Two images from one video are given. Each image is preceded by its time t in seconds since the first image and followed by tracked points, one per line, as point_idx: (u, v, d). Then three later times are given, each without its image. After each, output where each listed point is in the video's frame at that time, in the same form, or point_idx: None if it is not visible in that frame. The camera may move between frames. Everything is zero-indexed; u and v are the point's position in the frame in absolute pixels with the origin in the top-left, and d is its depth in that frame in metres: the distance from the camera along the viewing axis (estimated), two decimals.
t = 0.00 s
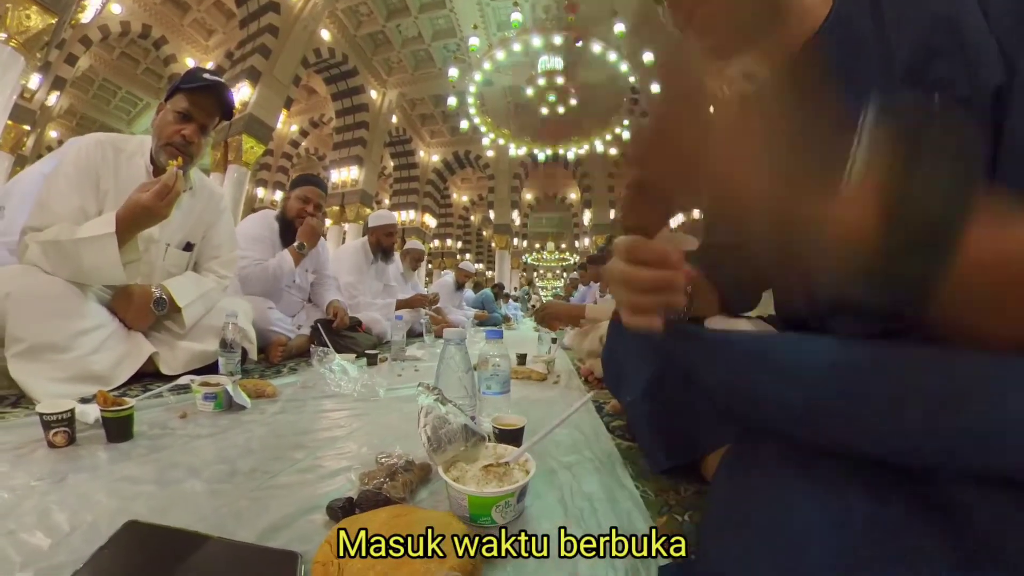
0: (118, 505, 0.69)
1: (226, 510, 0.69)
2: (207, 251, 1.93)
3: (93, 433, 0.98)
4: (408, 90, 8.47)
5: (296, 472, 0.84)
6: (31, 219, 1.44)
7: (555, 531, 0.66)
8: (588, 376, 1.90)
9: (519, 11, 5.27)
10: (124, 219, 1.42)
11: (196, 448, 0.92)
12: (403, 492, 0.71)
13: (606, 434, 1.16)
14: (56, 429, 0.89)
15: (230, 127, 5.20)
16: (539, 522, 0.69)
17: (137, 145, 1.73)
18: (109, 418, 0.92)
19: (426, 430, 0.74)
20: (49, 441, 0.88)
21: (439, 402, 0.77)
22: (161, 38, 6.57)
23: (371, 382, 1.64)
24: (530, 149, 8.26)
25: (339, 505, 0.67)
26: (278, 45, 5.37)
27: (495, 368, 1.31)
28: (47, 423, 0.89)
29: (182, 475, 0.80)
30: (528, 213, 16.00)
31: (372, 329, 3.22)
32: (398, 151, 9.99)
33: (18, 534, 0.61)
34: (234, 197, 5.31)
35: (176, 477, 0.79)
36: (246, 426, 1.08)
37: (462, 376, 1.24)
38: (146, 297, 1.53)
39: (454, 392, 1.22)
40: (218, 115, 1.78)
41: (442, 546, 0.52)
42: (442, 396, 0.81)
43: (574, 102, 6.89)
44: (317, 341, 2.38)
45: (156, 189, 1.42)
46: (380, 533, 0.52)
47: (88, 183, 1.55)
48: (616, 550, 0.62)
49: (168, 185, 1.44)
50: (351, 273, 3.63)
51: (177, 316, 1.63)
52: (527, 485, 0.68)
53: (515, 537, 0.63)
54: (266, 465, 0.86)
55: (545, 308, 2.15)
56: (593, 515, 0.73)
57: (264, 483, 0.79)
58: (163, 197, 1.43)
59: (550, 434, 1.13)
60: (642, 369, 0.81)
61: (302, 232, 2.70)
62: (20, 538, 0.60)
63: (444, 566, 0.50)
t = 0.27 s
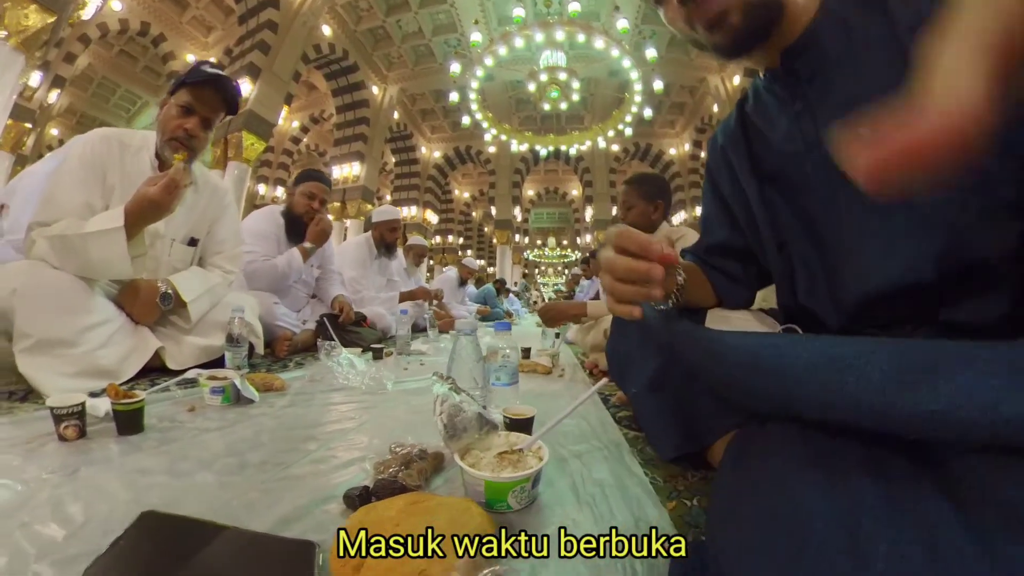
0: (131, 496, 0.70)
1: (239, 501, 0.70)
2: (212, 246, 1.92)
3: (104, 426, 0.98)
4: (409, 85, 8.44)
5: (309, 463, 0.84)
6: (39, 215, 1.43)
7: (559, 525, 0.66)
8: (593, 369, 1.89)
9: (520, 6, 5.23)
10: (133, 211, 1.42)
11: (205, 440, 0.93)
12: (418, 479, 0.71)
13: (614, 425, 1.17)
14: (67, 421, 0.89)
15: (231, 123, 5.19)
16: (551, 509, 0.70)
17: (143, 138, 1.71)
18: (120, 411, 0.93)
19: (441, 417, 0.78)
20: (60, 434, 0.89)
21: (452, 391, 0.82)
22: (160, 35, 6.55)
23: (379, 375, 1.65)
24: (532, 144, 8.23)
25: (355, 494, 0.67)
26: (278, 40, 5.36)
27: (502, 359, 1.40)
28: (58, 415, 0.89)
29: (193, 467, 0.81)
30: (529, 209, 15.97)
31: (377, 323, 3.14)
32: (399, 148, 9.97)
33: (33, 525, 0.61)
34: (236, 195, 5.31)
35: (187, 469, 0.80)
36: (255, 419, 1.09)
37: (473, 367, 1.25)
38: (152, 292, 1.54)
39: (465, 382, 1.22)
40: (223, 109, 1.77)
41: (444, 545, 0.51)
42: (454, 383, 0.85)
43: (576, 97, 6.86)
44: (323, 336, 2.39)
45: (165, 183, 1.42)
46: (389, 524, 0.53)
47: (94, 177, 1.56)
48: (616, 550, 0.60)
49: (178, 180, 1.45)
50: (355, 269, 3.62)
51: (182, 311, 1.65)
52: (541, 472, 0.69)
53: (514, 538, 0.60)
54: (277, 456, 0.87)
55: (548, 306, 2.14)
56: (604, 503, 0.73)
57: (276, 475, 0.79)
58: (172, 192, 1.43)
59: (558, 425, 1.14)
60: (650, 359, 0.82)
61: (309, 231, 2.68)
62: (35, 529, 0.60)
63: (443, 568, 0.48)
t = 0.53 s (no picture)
0: (148, 482, 0.70)
1: (253, 487, 0.70)
2: (218, 240, 1.93)
3: (116, 415, 0.99)
4: (410, 81, 8.42)
5: (325, 449, 0.85)
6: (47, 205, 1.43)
7: (560, 524, 0.64)
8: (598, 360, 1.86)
9: None
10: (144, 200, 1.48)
11: (217, 429, 0.93)
12: (436, 461, 0.72)
13: (625, 412, 1.18)
14: (82, 409, 0.90)
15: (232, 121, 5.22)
16: (568, 492, 0.72)
17: (148, 132, 1.70)
18: (133, 399, 0.94)
19: (461, 400, 0.79)
20: (74, 422, 0.89)
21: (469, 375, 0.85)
22: (160, 32, 6.55)
23: (387, 366, 1.65)
24: (534, 139, 8.22)
25: (376, 476, 0.68)
26: (279, 37, 5.36)
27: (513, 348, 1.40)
28: (72, 403, 0.90)
29: (207, 453, 0.82)
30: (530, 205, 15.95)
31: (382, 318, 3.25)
32: (400, 144, 9.96)
33: (51, 508, 0.62)
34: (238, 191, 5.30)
35: (201, 456, 0.81)
36: (266, 408, 1.10)
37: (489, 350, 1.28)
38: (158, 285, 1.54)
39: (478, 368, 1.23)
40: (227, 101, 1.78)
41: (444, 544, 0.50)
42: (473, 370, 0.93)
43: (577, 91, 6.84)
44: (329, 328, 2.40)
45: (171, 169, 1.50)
46: (410, 503, 0.54)
47: (103, 172, 1.56)
48: (616, 550, 0.58)
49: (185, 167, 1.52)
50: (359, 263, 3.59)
51: (189, 304, 1.64)
52: (557, 451, 0.71)
53: (515, 536, 0.56)
54: (291, 444, 0.88)
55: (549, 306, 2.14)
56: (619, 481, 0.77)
57: (292, 461, 0.80)
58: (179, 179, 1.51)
59: (569, 411, 1.15)
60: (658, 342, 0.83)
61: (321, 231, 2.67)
62: (54, 513, 0.61)
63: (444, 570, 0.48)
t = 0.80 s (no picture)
0: (148, 487, 0.71)
1: (251, 490, 0.71)
2: (216, 241, 1.93)
3: (116, 420, 1.00)
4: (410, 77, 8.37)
5: (322, 451, 0.86)
6: (47, 208, 1.45)
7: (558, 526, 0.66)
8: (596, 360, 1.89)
9: None
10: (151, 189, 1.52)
11: (216, 432, 0.94)
12: (429, 465, 0.73)
13: (620, 415, 1.18)
14: (80, 415, 0.91)
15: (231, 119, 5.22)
16: (559, 497, 0.73)
17: (144, 136, 1.69)
18: (133, 404, 0.94)
19: (453, 405, 0.79)
20: (74, 428, 0.90)
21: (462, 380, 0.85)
22: (158, 30, 6.51)
23: (385, 365, 1.65)
24: (534, 136, 8.18)
25: (370, 480, 0.69)
26: (278, 34, 5.35)
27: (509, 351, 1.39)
28: (71, 409, 0.90)
29: (205, 457, 0.82)
30: (531, 201, 15.91)
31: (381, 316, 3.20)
32: (401, 140, 9.93)
33: (53, 516, 0.62)
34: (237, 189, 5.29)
35: (200, 459, 0.81)
36: (265, 410, 1.10)
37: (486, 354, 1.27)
38: (157, 287, 1.55)
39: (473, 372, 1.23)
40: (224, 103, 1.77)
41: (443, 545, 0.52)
42: (466, 374, 0.90)
43: (578, 88, 6.79)
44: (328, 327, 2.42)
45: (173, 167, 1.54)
46: (403, 507, 0.56)
47: (101, 176, 1.56)
48: (616, 551, 0.61)
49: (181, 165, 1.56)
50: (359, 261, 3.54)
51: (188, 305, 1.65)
52: (547, 456, 0.73)
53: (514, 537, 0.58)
54: (288, 446, 0.88)
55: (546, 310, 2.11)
56: (610, 488, 0.77)
57: (289, 463, 0.81)
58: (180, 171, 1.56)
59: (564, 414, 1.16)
60: (655, 345, 0.84)
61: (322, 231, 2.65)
62: (54, 520, 0.61)
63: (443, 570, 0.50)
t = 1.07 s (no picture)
0: (147, 488, 0.72)
1: (245, 491, 0.73)
2: (213, 241, 1.93)
3: (116, 421, 1.00)
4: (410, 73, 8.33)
5: (315, 452, 0.88)
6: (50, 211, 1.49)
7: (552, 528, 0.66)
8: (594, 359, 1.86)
9: None
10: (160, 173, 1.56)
11: (212, 433, 0.95)
12: (420, 467, 0.74)
13: (614, 416, 1.18)
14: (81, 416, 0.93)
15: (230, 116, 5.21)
16: (548, 500, 0.74)
17: (142, 137, 1.69)
18: (131, 406, 0.95)
19: (443, 408, 0.83)
20: (75, 430, 0.91)
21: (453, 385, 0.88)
22: (156, 27, 6.47)
23: (382, 365, 1.68)
24: (535, 131, 8.14)
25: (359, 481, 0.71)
26: (276, 30, 5.33)
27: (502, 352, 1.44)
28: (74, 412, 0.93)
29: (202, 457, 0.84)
30: (532, 196, 15.85)
31: (380, 313, 3.22)
32: (401, 136, 9.89)
33: (54, 518, 0.63)
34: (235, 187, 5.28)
35: (198, 460, 0.83)
36: (261, 410, 1.11)
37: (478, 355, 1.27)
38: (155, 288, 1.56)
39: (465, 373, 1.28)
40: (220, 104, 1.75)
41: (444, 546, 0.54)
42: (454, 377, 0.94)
43: (580, 83, 6.75)
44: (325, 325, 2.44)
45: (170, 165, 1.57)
46: (389, 510, 0.56)
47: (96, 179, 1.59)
48: (616, 551, 0.62)
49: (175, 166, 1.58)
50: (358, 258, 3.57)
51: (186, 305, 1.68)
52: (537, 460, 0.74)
53: (514, 538, 0.62)
54: (282, 447, 0.89)
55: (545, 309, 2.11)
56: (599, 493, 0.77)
57: (283, 464, 0.82)
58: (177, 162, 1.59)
59: (559, 415, 1.17)
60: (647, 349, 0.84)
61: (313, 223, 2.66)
62: (56, 521, 0.62)
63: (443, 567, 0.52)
